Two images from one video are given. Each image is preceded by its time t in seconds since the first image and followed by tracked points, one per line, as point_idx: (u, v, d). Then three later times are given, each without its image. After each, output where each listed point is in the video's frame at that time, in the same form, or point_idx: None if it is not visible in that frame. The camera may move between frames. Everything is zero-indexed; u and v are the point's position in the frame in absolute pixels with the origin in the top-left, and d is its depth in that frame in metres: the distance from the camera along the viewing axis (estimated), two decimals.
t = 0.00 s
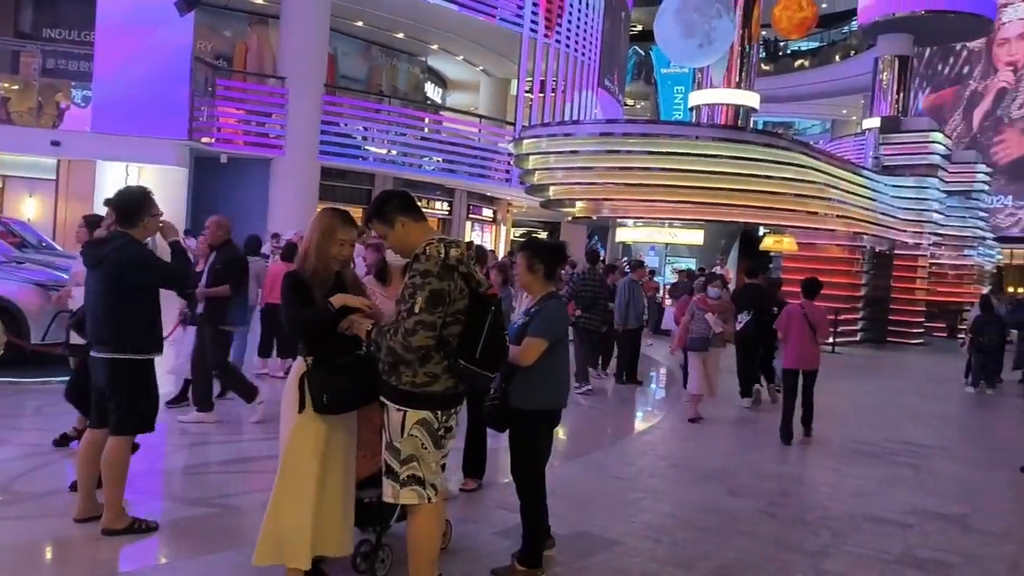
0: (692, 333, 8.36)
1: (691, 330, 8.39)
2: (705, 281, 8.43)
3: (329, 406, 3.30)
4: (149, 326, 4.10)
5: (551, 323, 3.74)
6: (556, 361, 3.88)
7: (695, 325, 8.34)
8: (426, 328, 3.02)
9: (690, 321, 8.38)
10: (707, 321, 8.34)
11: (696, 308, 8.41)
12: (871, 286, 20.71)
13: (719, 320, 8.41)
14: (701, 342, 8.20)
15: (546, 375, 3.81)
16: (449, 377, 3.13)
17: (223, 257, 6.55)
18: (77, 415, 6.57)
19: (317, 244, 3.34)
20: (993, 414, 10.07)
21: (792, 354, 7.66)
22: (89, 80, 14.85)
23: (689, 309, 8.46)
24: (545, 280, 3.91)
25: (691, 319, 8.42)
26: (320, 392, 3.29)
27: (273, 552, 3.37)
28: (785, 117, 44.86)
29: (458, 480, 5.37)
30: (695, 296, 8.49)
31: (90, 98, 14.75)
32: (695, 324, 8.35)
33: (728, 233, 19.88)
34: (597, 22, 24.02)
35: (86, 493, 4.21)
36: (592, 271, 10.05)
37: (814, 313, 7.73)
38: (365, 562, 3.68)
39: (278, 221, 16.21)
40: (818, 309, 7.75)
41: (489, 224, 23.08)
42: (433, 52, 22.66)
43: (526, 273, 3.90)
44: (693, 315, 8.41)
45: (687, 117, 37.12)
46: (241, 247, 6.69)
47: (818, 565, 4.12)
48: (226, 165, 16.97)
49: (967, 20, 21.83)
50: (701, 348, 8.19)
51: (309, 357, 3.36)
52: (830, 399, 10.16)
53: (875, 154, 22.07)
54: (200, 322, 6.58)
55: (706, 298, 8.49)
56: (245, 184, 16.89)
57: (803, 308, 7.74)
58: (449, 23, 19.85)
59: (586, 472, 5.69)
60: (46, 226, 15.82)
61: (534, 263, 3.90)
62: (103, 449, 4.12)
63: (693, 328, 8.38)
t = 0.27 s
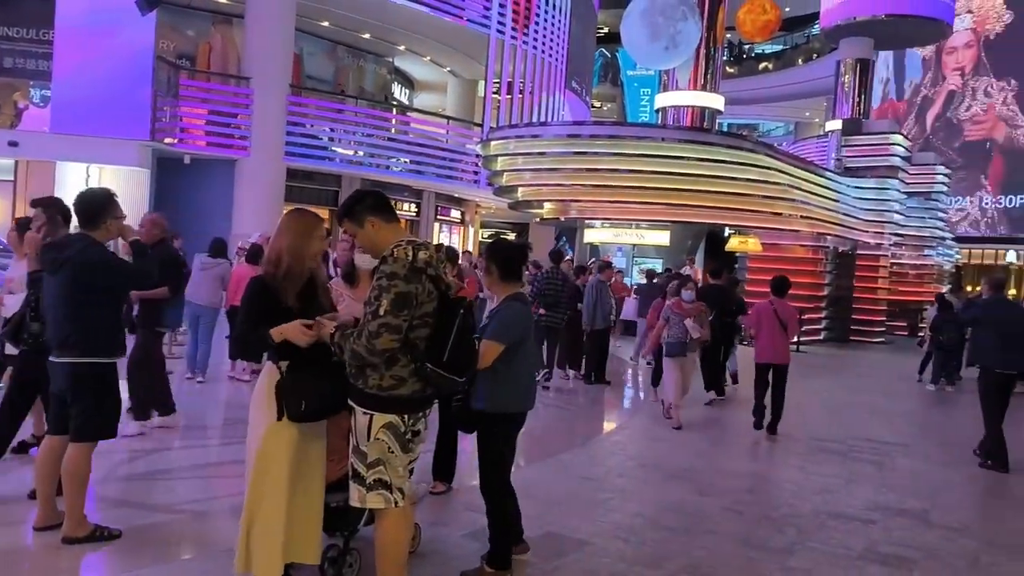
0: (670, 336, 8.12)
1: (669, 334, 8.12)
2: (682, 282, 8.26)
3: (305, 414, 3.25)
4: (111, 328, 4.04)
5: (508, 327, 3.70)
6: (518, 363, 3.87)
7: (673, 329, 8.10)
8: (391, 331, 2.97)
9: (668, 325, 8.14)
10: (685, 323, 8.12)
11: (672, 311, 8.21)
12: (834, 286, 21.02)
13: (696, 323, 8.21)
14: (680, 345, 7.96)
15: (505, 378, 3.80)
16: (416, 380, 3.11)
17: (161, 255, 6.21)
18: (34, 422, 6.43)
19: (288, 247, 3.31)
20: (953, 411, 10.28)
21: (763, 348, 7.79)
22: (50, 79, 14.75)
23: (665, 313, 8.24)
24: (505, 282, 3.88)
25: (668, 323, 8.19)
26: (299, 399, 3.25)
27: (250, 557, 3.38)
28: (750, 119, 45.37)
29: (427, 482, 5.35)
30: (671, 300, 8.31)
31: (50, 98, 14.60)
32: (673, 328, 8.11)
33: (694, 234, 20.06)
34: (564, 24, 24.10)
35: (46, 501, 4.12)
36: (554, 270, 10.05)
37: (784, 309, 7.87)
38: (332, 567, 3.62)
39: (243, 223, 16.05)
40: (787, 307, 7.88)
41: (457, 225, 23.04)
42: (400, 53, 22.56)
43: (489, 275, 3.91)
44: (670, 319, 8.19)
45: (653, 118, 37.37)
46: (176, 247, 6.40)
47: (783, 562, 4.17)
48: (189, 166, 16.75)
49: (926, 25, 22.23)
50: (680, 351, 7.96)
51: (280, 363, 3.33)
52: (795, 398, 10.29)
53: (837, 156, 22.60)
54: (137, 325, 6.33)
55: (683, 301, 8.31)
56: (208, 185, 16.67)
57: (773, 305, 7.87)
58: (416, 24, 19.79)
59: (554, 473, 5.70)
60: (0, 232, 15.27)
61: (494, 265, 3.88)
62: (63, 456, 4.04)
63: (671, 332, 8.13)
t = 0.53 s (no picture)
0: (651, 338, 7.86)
1: (651, 338, 7.84)
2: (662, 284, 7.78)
3: (279, 423, 3.21)
4: (72, 333, 3.95)
5: (471, 325, 3.74)
6: (487, 366, 3.83)
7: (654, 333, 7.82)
8: (362, 334, 2.95)
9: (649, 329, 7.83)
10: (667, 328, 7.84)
11: (653, 314, 7.85)
12: (799, 286, 21.31)
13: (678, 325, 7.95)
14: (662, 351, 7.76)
15: (471, 382, 3.76)
16: (387, 385, 3.09)
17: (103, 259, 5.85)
18: None
19: (259, 247, 3.28)
20: (915, 408, 10.47)
21: (732, 347, 7.92)
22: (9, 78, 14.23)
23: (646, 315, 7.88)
24: (471, 285, 3.84)
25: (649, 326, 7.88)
26: (272, 406, 3.20)
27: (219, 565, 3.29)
28: (716, 121, 45.81)
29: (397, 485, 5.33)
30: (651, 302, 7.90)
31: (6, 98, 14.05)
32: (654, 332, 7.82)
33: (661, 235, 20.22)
34: (531, 25, 24.13)
35: (5, 509, 4.03)
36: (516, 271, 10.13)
37: (750, 309, 7.96)
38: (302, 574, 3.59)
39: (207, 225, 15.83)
40: (754, 305, 7.97)
41: (425, 226, 22.97)
42: (367, 53, 22.43)
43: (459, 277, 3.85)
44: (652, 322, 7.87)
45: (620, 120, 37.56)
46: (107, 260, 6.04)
47: (752, 560, 4.21)
48: (151, 167, 16.48)
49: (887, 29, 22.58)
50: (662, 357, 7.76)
51: (252, 369, 3.29)
52: (761, 397, 10.41)
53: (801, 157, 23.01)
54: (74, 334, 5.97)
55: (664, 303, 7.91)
56: (171, 186, 16.41)
57: (739, 304, 7.96)
58: (383, 24, 19.67)
59: (525, 474, 5.70)
60: None
61: (460, 268, 3.83)
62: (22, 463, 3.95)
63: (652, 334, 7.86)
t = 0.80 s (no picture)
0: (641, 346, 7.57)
1: (642, 346, 7.53)
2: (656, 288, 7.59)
3: (260, 431, 3.19)
4: (34, 342, 3.85)
5: (441, 327, 3.77)
6: (462, 370, 3.80)
7: (646, 340, 7.54)
8: (338, 342, 2.91)
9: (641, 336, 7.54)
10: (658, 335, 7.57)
11: (643, 321, 7.62)
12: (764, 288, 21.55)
13: (668, 333, 7.73)
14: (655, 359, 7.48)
15: (444, 387, 3.74)
16: (362, 392, 3.06)
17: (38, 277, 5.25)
18: None
19: (228, 250, 3.26)
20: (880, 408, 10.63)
21: (697, 347, 8.05)
22: None
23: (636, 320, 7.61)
24: (445, 289, 3.83)
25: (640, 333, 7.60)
26: (250, 415, 3.18)
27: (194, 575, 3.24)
28: (682, 124, 46.19)
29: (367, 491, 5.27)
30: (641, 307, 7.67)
31: None
32: (645, 339, 7.54)
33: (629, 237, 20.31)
34: (498, 29, 24.13)
35: None
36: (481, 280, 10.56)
37: (716, 311, 8.01)
38: None
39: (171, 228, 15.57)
40: (719, 308, 8.02)
41: (393, 230, 22.83)
42: (333, 55, 22.27)
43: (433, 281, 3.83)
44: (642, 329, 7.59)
45: (587, 123, 37.72)
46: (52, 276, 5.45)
47: (725, 563, 4.23)
48: (113, 170, 16.24)
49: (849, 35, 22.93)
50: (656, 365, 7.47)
51: (225, 378, 3.24)
52: (729, 399, 10.48)
53: (766, 161, 23.13)
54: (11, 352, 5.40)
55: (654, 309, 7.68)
56: (134, 189, 16.16)
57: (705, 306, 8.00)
58: (349, 26, 19.52)
59: (496, 479, 5.68)
60: None
61: (436, 272, 3.81)
62: None
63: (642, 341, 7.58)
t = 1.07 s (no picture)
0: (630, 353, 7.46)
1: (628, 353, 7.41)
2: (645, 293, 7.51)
3: (235, 439, 3.16)
4: None
5: (417, 334, 3.75)
6: (440, 377, 3.78)
7: (634, 347, 7.44)
8: (307, 353, 2.88)
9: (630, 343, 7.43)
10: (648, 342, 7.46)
11: (631, 327, 7.52)
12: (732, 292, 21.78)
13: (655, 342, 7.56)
14: (644, 366, 7.38)
15: (421, 394, 3.73)
16: (336, 401, 3.04)
17: None
18: None
19: (200, 258, 3.24)
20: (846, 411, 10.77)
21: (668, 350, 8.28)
22: None
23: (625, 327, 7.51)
24: (425, 295, 3.81)
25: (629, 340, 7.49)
26: (223, 424, 3.13)
27: None
28: (650, 130, 46.54)
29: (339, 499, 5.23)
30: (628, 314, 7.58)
31: None
32: (634, 347, 7.44)
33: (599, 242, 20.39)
34: (468, 33, 24.15)
35: None
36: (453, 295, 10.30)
37: (684, 314, 8.32)
38: None
39: (136, 233, 15.39)
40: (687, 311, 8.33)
41: (363, 235, 22.73)
42: (302, 59, 22.12)
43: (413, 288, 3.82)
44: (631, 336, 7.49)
45: (557, 128, 37.86)
46: None
47: (697, 567, 4.26)
48: (77, 174, 15.96)
49: (815, 43, 23.25)
50: (645, 373, 7.37)
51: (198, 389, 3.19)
52: (699, 403, 10.56)
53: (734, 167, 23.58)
54: None
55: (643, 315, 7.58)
56: (98, 194, 15.89)
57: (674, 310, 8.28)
58: (318, 30, 19.41)
59: (468, 486, 5.67)
60: None
61: (418, 279, 3.80)
62: None
63: (631, 348, 7.47)
